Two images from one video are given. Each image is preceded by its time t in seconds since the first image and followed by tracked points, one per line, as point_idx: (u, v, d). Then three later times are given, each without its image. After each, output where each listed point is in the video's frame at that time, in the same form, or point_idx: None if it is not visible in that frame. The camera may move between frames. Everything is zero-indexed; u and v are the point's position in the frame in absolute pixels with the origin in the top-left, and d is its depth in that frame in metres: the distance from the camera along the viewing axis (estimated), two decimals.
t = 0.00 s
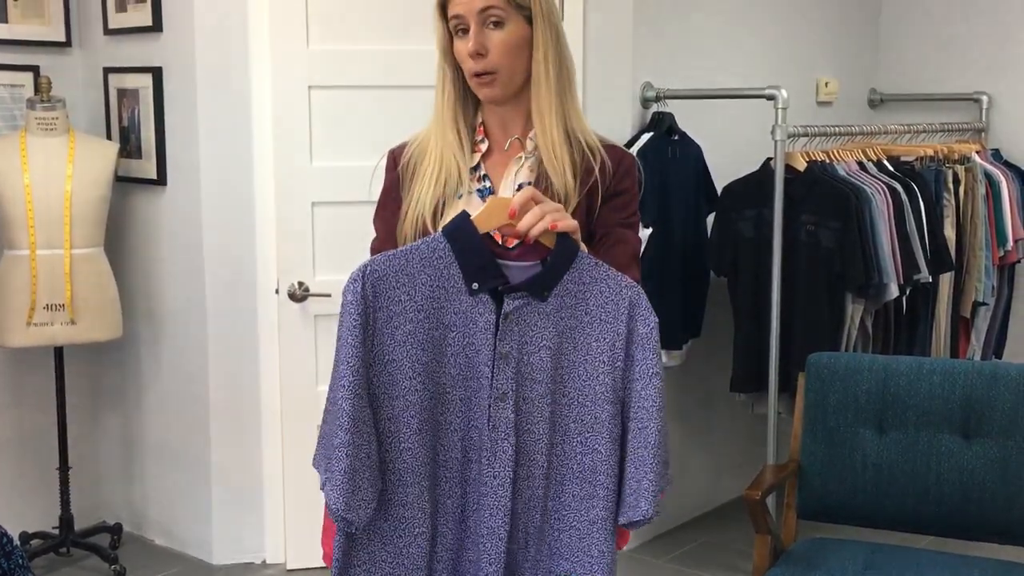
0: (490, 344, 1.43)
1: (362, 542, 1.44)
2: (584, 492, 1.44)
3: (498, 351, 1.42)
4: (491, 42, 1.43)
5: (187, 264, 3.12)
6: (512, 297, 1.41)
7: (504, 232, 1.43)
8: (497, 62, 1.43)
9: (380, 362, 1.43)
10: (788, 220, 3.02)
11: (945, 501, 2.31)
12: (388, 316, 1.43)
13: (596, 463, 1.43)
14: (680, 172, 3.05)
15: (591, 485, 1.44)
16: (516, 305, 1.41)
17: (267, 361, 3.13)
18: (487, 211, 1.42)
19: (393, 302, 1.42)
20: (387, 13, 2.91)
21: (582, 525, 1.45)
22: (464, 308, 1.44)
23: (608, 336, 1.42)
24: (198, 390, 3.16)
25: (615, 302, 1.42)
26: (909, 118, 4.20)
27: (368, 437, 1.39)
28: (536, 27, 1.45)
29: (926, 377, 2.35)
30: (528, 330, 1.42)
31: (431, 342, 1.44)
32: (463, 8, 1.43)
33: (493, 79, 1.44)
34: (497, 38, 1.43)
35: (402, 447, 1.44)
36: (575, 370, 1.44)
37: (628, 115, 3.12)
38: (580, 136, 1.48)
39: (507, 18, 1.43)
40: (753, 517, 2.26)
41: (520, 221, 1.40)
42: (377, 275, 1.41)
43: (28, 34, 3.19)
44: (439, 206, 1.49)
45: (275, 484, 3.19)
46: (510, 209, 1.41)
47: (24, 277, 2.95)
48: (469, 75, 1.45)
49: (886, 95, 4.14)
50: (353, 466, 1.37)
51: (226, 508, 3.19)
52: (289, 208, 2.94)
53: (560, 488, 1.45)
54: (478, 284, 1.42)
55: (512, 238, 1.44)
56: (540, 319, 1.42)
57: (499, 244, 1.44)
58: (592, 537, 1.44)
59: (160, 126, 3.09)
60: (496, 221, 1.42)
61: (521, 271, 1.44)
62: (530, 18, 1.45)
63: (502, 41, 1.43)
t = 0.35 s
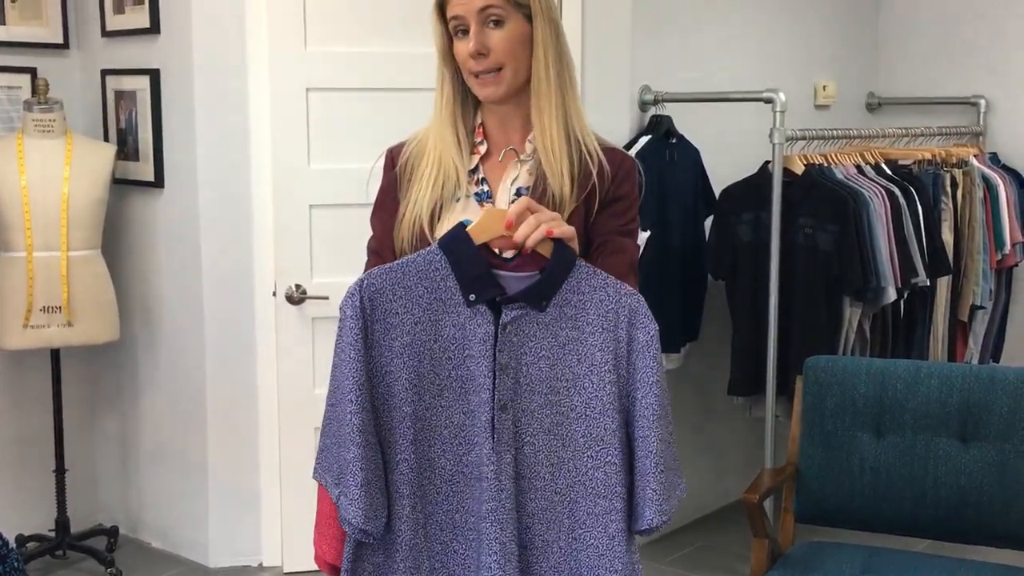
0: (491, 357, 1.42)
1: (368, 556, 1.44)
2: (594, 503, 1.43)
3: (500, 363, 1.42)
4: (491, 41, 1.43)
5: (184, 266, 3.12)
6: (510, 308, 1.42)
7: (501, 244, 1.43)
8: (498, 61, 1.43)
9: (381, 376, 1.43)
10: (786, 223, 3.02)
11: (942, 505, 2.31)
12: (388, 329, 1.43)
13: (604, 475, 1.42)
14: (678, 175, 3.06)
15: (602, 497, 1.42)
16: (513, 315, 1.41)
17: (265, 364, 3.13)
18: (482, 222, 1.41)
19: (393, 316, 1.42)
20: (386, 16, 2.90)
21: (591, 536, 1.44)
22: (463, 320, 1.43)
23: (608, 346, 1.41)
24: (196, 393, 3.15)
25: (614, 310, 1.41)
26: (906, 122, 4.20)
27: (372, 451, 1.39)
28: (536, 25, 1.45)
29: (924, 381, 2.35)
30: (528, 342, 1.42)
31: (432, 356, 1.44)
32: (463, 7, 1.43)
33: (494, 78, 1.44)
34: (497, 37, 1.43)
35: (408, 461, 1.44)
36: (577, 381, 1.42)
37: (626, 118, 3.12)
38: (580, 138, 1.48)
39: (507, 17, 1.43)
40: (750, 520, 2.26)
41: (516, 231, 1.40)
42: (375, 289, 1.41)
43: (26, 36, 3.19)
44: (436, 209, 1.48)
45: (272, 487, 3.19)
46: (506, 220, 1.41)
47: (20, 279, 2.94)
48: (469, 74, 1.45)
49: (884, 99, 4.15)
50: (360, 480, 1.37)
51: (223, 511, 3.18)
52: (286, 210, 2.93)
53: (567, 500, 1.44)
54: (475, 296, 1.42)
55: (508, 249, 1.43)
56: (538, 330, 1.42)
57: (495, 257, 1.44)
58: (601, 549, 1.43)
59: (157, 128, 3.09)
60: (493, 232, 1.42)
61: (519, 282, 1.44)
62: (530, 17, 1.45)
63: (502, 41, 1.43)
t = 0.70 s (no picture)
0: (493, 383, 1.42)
1: None
2: (596, 528, 1.44)
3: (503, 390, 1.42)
4: (491, 42, 1.43)
5: (180, 270, 3.11)
6: (512, 334, 1.41)
7: (503, 268, 1.42)
8: (498, 62, 1.43)
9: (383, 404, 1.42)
10: (783, 228, 3.02)
11: (939, 510, 2.31)
12: (392, 356, 1.41)
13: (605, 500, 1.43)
14: (674, 181, 3.06)
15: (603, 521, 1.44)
16: (516, 342, 1.41)
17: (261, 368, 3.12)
18: (485, 248, 1.40)
19: (396, 343, 1.41)
20: (382, 19, 2.90)
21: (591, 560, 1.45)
22: (465, 346, 1.42)
23: (610, 371, 1.42)
24: (192, 397, 3.15)
25: (615, 334, 1.42)
26: (903, 127, 4.21)
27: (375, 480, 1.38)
28: (535, 27, 1.44)
29: (921, 386, 2.35)
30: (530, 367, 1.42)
31: (434, 383, 1.42)
32: (463, 7, 1.43)
33: (495, 79, 1.44)
34: (497, 37, 1.43)
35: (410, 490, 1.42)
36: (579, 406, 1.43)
37: (623, 122, 3.11)
38: (579, 144, 1.48)
39: (507, 17, 1.43)
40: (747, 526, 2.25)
41: (519, 257, 1.39)
42: (378, 317, 1.40)
43: (23, 40, 3.18)
44: (434, 214, 1.47)
45: (268, 492, 3.18)
46: (510, 245, 1.40)
47: (16, 283, 2.94)
48: (470, 74, 1.45)
49: (880, 104, 4.15)
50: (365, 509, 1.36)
51: (219, 516, 3.18)
52: (282, 214, 2.92)
53: (569, 523, 1.45)
54: (478, 322, 1.41)
55: (510, 273, 1.43)
56: (541, 355, 1.42)
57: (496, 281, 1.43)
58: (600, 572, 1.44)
59: (153, 131, 3.08)
60: (496, 256, 1.41)
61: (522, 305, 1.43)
62: (530, 19, 1.45)
63: (502, 41, 1.43)
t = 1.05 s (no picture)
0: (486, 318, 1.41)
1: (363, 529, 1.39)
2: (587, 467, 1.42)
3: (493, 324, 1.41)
4: (486, 42, 1.42)
5: (177, 275, 3.11)
6: (506, 269, 1.40)
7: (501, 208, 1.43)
8: (492, 61, 1.42)
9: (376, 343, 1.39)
10: (779, 233, 3.02)
11: (936, 514, 2.31)
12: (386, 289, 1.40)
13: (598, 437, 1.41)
14: (671, 185, 3.06)
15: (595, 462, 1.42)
16: (508, 277, 1.40)
17: (257, 374, 3.12)
18: (482, 184, 1.43)
19: (388, 280, 1.40)
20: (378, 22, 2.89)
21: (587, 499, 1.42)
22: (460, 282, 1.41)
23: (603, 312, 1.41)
24: (188, 402, 3.14)
25: (608, 278, 1.41)
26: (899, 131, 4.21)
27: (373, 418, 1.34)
28: (532, 29, 1.45)
29: (917, 389, 2.35)
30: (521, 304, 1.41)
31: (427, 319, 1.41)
32: (460, 6, 1.43)
33: (488, 78, 1.43)
34: (493, 37, 1.42)
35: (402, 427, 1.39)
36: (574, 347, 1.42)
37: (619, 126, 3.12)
38: (572, 146, 1.48)
39: (504, 18, 1.43)
40: (744, 530, 2.25)
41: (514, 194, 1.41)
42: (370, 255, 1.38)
43: (20, 44, 3.19)
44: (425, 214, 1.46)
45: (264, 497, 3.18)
46: (505, 183, 1.43)
47: (12, 287, 2.93)
48: (462, 72, 1.43)
49: (877, 108, 4.16)
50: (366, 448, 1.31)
51: (216, 521, 3.17)
52: (279, 220, 2.92)
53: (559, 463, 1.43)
54: (473, 254, 1.40)
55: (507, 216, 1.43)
56: (533, 292, 1.41)
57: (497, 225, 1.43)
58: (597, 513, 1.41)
59: (150, 136, 3.08)
60: (493, 195, 1.43)
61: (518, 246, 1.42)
62: (527, 20, 1.45)
63: (497, 41, 1.43)
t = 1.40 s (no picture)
0: (482, 353, 1.41)
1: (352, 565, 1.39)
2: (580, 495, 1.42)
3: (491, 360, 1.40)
4: (483, 55, 1.42)
5: (173, 276, 3.11)
6: (504, 305, 1.40)
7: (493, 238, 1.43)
8: (489, 74, 1.43)
9: (376, 374, 1.41)
10: (776, 234, 3.02)
11: (932, 514, 2.31)
12: (381, 326, 1.40)
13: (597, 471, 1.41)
14: (668, 188, 3.06)
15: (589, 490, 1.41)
16: (508, 313, 1.40)
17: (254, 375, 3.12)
18: (473, 220, 1.41)
19: (381, 318, 1.40)
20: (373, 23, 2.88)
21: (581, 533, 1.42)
22: (455, 317, 1.42)
23: (598, 341, 1.41)
24: (184, 403, 3.14)
25: (605, 306, 1.41)
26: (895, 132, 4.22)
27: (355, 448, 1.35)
28: (528, 38, 1.45)
29: (913, 390, 2.35)
30: (520, 338, 1.40)
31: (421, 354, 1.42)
32: (456, 18, 1.42)
33: (486, 91, 1.44)
34: (490, 50, 1.43)
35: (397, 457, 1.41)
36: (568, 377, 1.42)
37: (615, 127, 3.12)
38: (568, 151, 1.48)
39: (501, 29, 1.43)
40: (740, 530, 2.24)
41: (507, 227, 1.39)
42: (370, 287, 1.39)
43: (16, 46, 3.19)
44: (419, 219, 1.48)
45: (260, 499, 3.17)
46: (497, 215, 1.40)
47: (7, 289, 2.93)
48: (460, 85, 1.44)
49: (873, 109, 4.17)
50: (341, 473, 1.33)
51: (212, 522, 3.17)
52: (275, 221, 2.90)
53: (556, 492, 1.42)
54: (468, 292, 1.41)
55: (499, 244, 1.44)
56: (531, 326, 1.40)
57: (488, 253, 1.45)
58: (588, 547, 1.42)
59: (146, 137, 3.08)
60: (485, 227, 1.41)
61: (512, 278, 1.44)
62: (522, 29, 1.45)
63: (493, 54, 1.43)
